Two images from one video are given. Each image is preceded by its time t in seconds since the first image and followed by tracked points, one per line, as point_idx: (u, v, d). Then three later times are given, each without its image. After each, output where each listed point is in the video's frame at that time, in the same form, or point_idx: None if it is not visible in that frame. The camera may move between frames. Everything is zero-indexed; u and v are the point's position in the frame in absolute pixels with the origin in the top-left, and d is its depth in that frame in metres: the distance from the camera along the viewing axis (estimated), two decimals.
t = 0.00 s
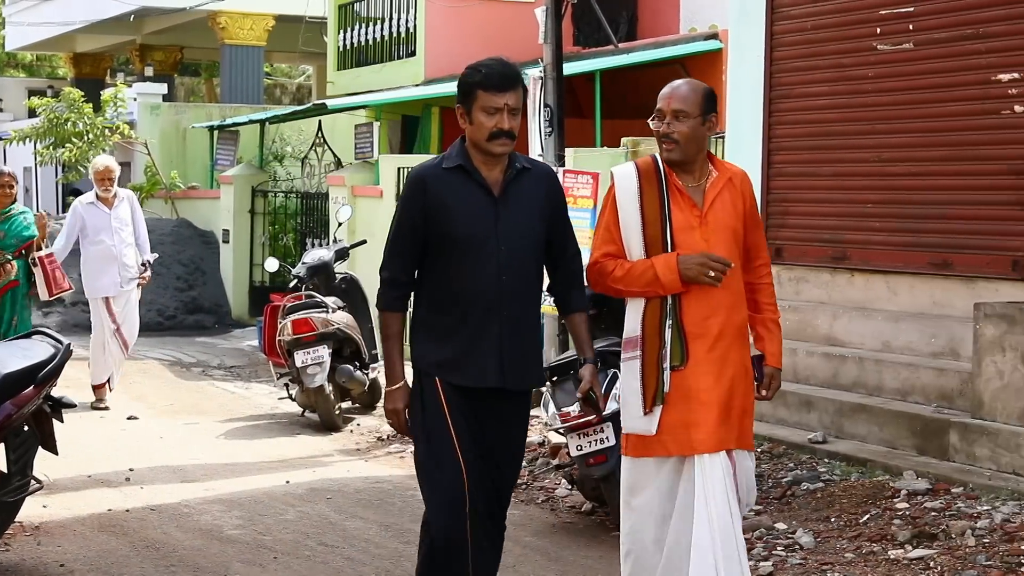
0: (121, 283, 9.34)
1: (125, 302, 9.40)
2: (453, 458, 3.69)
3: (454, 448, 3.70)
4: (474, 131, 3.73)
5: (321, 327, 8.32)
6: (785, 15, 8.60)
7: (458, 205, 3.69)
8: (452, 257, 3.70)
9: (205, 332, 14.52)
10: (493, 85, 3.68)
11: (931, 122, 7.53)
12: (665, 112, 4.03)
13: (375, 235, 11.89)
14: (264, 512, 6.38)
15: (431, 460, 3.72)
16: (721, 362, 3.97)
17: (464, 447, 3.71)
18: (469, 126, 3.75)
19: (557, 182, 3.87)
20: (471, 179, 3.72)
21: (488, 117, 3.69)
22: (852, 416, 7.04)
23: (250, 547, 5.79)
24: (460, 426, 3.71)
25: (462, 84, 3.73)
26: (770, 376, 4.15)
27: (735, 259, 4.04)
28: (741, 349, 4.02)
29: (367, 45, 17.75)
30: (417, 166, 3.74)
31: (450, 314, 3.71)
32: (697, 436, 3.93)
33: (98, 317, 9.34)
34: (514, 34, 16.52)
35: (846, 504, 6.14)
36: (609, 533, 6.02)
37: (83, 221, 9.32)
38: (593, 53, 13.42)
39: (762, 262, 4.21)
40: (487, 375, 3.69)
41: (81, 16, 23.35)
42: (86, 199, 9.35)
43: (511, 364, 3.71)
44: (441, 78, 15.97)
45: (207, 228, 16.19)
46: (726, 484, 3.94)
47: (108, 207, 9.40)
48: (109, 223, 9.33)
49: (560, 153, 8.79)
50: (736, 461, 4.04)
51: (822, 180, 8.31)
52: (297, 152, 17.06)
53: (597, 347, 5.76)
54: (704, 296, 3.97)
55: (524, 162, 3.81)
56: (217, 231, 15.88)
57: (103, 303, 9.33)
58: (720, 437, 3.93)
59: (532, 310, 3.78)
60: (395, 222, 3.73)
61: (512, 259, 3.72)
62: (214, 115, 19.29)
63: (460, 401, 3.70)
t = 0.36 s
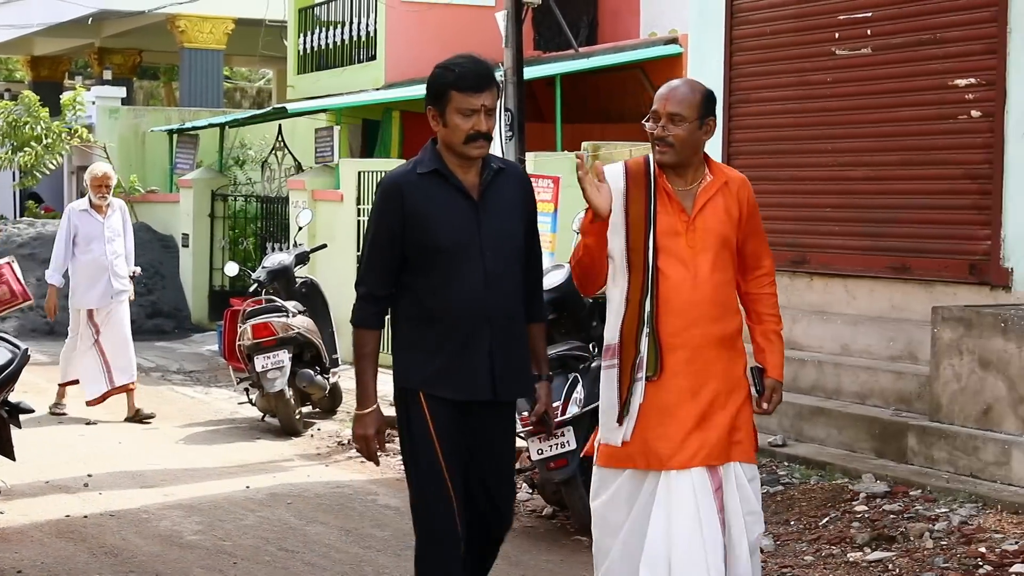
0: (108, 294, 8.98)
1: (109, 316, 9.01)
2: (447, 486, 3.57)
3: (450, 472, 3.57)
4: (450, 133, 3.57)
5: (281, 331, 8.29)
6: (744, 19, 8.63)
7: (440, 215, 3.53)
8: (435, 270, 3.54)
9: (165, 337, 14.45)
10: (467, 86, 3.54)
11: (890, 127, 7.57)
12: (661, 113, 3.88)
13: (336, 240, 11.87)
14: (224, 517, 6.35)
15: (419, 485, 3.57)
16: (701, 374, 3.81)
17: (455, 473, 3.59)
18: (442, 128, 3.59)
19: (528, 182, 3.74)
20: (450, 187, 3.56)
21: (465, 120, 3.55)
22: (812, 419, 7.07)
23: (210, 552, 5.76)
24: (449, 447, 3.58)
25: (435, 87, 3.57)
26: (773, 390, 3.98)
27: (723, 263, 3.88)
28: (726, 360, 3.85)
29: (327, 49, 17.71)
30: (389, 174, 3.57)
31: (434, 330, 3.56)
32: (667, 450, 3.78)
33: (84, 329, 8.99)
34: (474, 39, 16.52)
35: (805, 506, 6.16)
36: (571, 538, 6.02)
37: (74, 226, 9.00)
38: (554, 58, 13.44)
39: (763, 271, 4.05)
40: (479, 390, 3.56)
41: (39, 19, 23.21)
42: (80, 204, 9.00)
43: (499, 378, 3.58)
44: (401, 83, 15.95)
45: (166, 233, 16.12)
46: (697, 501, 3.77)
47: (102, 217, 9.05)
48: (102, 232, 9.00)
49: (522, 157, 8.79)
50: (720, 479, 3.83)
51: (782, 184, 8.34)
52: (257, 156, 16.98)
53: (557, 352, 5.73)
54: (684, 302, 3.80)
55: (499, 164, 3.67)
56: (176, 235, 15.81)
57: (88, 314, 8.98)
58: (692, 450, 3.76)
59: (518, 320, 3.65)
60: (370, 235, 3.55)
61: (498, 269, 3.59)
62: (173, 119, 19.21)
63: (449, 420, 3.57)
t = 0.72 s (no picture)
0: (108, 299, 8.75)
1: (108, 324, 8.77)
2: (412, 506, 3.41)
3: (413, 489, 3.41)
4: (436, 133, 3.43)
5: (243, 339, 8.28)
6: (705, 27, 8.66)
7: (414, 218, 3.38)
8: (407, 274, 3.39)
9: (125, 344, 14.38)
10: (466, 84, 3.42)
11: (850, 135, 7.61)
12: (690, 120, 3.83)
13: (298, 247, 11.83)
14: (184, 525, 6.32)
15: (386, 511, 3.44)
16: (728, 392, 3.73)
17: (430, 490, 3.40)
18: (426, 127, 3.43)
19: (495, 186, 3.62)
20: (423, 189, 3.41)
21: (460, 118, 3.41)
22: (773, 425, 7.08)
23: (170, 560, 5.73)
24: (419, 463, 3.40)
25: (414, 83, 3.42)
26: (812, 410, 3.92)
27: (755, 277, 3.80)
28: (759, 378, 3.77)
29: (289, 55, 17.67)
30: (358, 176, 3.41)
31: (407, 339, 3.40)
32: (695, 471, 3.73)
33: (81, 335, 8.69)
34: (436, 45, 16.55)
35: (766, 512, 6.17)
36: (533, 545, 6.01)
37: (70, 231, 8.81)
38: (516, 65, 13.46)
39: (801, 286, 3.97)
40: (455, 401, 3.38)
41: None
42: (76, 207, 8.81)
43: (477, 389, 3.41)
44: (363, 89, 15.92)
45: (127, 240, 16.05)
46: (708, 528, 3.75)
47: (98, 221, 8.86)
48: (98, 236, 8.81)
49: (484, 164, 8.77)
50: (734, 505, 3.76)
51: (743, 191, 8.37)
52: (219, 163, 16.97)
53: (520, 358, 5.69)
54: (713, 319, 3.73)
55: (470, 168, 3.55)
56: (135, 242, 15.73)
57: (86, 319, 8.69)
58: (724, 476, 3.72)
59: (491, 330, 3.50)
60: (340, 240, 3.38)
61: (471, 275, 3.44)
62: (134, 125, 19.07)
63: (424, 434, 3.39)
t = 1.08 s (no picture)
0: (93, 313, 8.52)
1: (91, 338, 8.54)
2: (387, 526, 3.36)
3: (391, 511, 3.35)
4: (427, 143, 3.39)
5: (201, 347, 8.24)
6: (664, 36, 8.70)
7: (400, 230, 3.31)
8: (395, 289, 3.32)
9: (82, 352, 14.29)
10: (455, 93, 3.39)
11: (810, 143, 7.64)
12: (719, 132, 3.52)
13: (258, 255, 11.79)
14: (143, 535, 6.28)
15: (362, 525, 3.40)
16: (748, 412, 3.50)
17: (410, 511, 3.35)
18: (417, 137, 3.40)
19: (488, 202, 3.59)
20: (411, 200, 3.35)
21: (449, 128, 3.38)
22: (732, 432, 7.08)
23: (129, 570, 5.70)
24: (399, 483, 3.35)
25: (405, 92, 3.39)
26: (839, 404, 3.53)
27: (772, 290, 3.56)
28: (777, 395, 3.55)
29: (249, 63, 17.62)
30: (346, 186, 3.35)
31: (390, 355, 3.33)
32: (723, 495, 3.48)
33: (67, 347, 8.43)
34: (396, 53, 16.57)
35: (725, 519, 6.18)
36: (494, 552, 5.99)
37: (50, 243, 8.60)
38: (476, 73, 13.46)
39: (819, 290, 3.68)
40: (435, 420, 3.32)
41: None
42: (56, 218, 8.61)
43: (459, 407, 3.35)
44: (323, 96, 15.89)
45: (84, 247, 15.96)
46: (742, 556, 3.50)
47: (78, 231, 8.67)
48: (80, 247, 8.62)
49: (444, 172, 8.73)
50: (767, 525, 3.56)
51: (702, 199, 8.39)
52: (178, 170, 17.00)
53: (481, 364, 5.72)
54: (728, 334, 3.50)
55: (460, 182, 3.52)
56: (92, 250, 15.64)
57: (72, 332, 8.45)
58: (751, 499, 3.49)
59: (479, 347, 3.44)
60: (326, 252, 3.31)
61: (459, 291, 3.38)
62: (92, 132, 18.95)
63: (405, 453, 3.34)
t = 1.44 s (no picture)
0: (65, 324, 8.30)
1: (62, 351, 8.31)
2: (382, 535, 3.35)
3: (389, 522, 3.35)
4: (450, 146, 3.38)
5: (156, 357, 8.18)
6: (620, 46, 8.73)
7: (421, 239, 3.33)
8: (410, 296, 3.34)
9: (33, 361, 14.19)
10: (479, 93, 3.37)
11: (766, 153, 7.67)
12: (710, 139, 3.40)
13: (213, 264, 11.74)
14: (95, 546, 6.24)
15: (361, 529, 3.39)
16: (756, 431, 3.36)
17: (407, 525, 3.35)
18: (440, 140, 3.39)
19: (517, 215, 3.56)
20: (435, 208, 3.37)
21: (474, 131, 3.36)
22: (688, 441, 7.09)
23: None
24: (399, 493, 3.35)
25: (434, 92, 3.39)
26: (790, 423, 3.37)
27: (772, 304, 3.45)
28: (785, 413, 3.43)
29: (204, 71, 17.56)
30: (371, 188, 3.39)
31: (404, 362, 3.34)
32: (738, 519, 3.31)
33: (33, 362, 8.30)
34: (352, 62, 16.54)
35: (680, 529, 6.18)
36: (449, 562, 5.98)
37: (26, 253, 8.38)
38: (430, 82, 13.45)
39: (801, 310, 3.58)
40: (445, 436, 3.31)
41: None
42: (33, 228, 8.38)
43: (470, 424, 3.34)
44: (279, 105, 15.85)
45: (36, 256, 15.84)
46: None
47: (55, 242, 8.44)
48: (55, 259, 8.41)
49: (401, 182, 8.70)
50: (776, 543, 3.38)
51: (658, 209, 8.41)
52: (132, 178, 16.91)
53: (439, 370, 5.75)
54: (732, 349, 3.36)
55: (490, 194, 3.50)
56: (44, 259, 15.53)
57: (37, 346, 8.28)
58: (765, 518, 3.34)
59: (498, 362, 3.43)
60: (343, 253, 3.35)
61: (479, 306, 3.37)
62: (45, 140, 18.80)
63: (407, 464, 3.34)
